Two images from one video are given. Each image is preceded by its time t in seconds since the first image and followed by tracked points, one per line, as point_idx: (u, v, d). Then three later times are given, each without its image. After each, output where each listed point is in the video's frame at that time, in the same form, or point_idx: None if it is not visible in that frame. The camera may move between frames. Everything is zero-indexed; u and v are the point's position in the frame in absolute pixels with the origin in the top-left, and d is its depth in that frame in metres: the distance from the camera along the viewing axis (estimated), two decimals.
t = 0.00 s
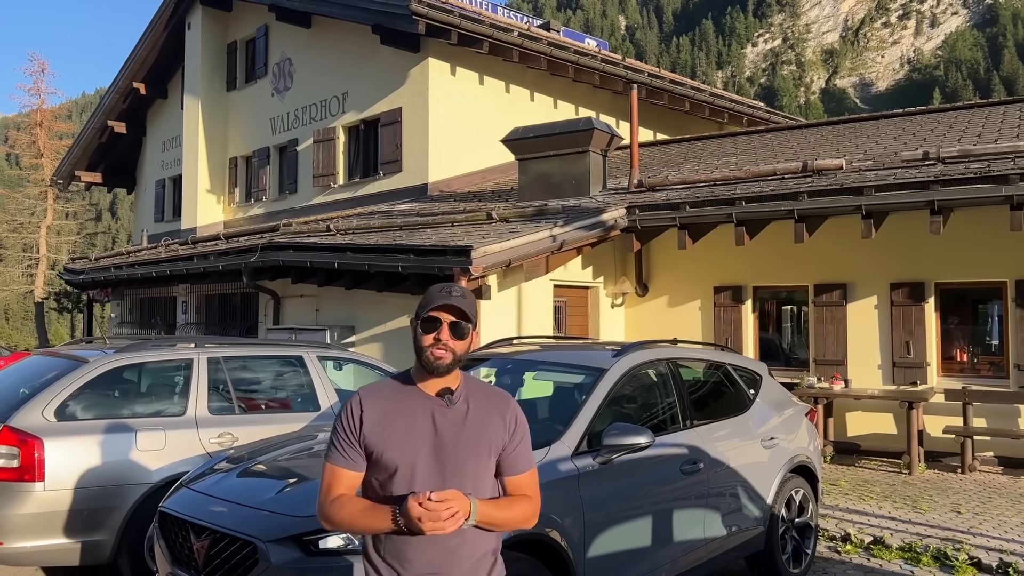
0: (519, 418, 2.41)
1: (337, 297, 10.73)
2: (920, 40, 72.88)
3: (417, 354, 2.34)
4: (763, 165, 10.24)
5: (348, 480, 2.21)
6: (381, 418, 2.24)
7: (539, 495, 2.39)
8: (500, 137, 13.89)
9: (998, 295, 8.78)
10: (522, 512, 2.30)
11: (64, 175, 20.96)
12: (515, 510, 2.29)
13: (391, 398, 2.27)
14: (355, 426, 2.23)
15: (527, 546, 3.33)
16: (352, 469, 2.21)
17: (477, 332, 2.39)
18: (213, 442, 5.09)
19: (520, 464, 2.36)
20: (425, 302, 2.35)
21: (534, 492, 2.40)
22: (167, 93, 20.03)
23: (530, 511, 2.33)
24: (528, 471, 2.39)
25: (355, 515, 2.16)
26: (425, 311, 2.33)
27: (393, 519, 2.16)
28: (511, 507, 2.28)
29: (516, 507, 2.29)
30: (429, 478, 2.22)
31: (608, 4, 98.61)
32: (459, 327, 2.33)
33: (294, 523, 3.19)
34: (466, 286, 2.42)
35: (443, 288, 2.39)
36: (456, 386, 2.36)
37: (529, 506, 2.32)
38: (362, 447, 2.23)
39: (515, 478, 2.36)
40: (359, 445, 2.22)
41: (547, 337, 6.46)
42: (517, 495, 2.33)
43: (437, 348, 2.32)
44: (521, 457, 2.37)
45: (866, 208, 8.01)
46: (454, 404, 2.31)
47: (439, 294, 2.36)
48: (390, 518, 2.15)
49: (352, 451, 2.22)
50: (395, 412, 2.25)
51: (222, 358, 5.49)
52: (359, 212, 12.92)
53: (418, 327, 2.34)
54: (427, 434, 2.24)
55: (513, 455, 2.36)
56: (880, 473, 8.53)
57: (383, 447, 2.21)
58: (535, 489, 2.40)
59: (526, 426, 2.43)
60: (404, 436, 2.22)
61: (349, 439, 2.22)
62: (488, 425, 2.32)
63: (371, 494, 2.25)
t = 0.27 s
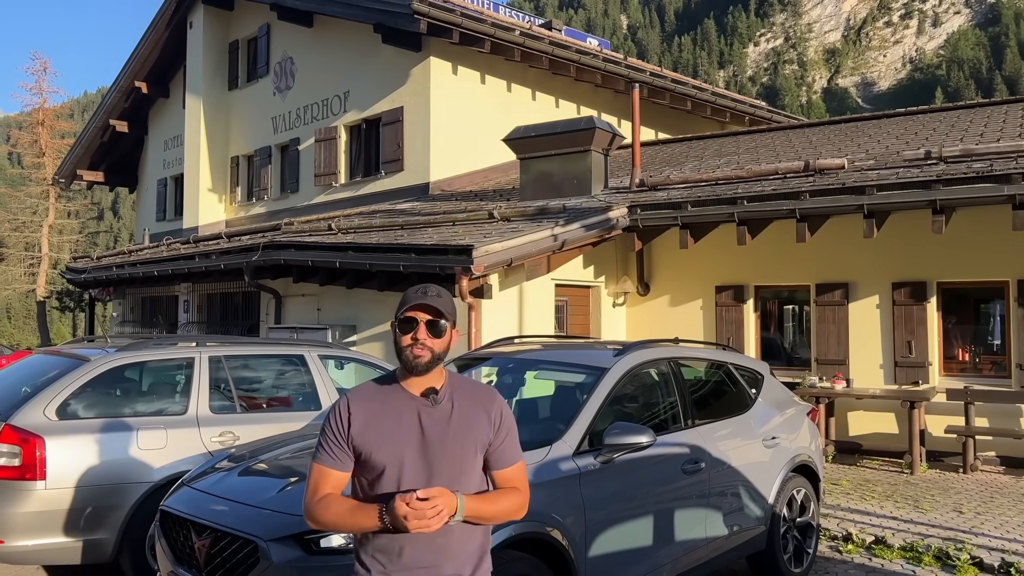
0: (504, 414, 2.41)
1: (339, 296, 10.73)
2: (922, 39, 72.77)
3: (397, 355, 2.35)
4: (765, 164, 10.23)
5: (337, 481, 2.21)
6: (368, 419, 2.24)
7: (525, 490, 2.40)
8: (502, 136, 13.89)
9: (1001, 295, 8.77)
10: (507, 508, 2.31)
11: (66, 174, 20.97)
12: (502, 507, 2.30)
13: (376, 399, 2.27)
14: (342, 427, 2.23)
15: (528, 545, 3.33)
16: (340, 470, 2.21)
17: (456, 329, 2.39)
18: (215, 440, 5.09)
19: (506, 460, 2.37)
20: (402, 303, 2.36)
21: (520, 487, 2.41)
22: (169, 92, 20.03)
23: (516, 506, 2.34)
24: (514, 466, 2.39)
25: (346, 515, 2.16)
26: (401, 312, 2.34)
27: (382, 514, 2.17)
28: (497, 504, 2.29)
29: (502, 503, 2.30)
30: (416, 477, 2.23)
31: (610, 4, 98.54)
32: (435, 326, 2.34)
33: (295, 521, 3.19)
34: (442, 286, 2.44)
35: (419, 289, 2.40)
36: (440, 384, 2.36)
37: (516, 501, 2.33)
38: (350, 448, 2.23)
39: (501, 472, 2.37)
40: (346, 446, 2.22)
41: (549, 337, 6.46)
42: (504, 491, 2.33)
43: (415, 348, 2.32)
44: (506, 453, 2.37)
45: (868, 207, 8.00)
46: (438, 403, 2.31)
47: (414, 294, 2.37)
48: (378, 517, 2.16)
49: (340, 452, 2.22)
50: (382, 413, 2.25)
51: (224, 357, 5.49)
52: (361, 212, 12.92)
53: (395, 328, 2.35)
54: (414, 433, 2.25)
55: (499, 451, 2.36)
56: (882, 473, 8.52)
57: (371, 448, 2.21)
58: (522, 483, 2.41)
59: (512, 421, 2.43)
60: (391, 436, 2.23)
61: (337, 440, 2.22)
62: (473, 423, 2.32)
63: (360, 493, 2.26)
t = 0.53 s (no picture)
0: (499, 408, 2.41)
1: (340, 296, 10.74)
2: (924, 39, 72.68)
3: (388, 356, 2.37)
4: (766, 164, 10.22)
5: (337, 482, 2.22)
6: (364, 419, 2.24)
7: (520, 483, 2.41)
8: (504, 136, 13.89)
9: (1002, 295, 8.77)
10: (504, 501, 2.32)
11: (68, 173, 20.99)
12: (498, 501, 2.30)
13: (372, 399, 2.28)
14: (339, 427, 2.24)
15: (529, 544, 3.33)
16: (339, 470, 2.22)
17: (444, 326, 2.40)
18: (216, 439, 5.09)
19: (501, 454, 2.37)
20: (388, 304, 2.38)
21: (516, 481, 2.41)
22: (170, 91, 20.03)
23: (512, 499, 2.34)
24: (509, 460, 2.40)
25: (346, 514, 2.17)
26: (386, 314, 2.37)
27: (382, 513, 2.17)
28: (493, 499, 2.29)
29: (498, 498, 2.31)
30: (413, 476, 2.23)
31: (612, 3, 98.51)
32: (421, 325, 2.35)
33: (297, 521, 3.19)
34: (427, 286, 2.45)
35: (404, 290, 2.41)
36: (434, 382, 2.36)
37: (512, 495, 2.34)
38: (348, 447, 2.23)
39: (497, 467, 2.37)
40: (344, 446, 2.23)
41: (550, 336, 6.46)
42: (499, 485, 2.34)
43: (404, 348, 2.33)
44: (501, 448, 2.38)
45: (870, 207, 7.98)
46: (433, 401, 2.31)
47: (399, 295, 2.39)
48: (379, 515, 2.16)
49: (338, 452, 2.23)
50: (378, 413, 2.26)
51: (225, 356, 5.49)
52: (362, 211, 12.92)
53: (384, 330, 2.37)
54: (411, 432, 2.25)
55: (494, 445, 2.37)
56: (883, 473, 8.52)
57: (369, 448, 2.22)
58: (517, 476, 2.41)
59: (507, 415, 2.44)
60: (388, 436, 2.23)
61: (335, 440, 2.23)
62: (468, 419, 2.32)
63: (361, 492, 2.27)
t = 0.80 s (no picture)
0: (498, 404, 2.42)
1: (341, 296, 10.74)
2: (925, 40, 72.63)
3: (386, 355, 2.38)
4: (768, 165, 10.22)
5: (339, 479, 2.22)
6: (365, 416, 2.25)
7: (523, 476, 2.41)
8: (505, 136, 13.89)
9: (1004, 295, 8.76)
10: (505, 494, 2.31)
11: (69, 173, 21.01)
12: (499, 493, 2.30)
13: (373, 396, 2.29)
14: (341, 425, 2.25)
15: (529, 544, 3.33)
16: (341, 466, 2.22)
17: (440, 323, 2.42)
18: (218, 439, 5.09)
19: (501, 448, 2.38)
20: (384, 303, 2.40)
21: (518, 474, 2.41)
22: (172, 91, 20.04)
23: (514, 492, 2.34)
24: (509, 454, 2.40)
25: (347, 507, 2.15)
26: (384, 312, 2.38)
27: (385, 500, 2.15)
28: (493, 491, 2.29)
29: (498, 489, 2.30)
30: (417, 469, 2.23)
31: (613, 4, 98.53)
32: (418, 322, 2.37)
33: (298, 521, 3.19)
34: (421, 284, 2.46)
35: (399, 289, 2.43)
36: (433, 378, 2.37)
37: (513, 488, 2.34)
38: (350, 444, 2.24)
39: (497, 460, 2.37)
40: (346, 442, 2.23)
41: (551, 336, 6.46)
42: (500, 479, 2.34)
43: (402, 345, 2.34)
44: (502, 442, 2.38)
45: (871, 208, 7.97)
46: (433, 396, 2.32)
47: (395, 294, 2.40)
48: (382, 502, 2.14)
49: (340, 449, 2.23)
50: (379, 408, 2.26)
51: (227, 356, 5.49)
52: (363, 211, 12.93)
53: (382, 330, 2.38)
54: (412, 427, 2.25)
55: (493, 439, 2.37)
56: (884, 473, 8.51)
57: (371, 444, 2.22)
58: (519, 470, 2.41)
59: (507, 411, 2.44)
60: (390, 431, 2.23)
61: (337, 438, 2.23)
62: (469, 414, 2.32)
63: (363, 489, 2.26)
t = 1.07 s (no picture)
0: (501, 402, 2.42)
1: (342, 296, 10.75)
2: (927, 41, 72.60)
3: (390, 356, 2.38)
4: (769, 166, 10.21)
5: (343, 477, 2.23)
6: (369, 415, 2.25)
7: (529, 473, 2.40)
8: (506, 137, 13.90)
9: (1004, 297, 8.75)
10: (511, 489, 2.31)
11: (71, 173, 21.04)
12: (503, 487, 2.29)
13: (377, 396, 2.29)
14: (345, 425, 2.26)
15: (530, 545, 3.33)
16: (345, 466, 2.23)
17: (443, 324, 2.41)
18: (218, 440, 5.09)
19: (505, 446, 2.37)
20: (388, 305, 2.40)
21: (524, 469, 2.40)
22: (173, 91, 20.06)
23: (520, 489, 2.33)
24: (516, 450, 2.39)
25: (348, 503, 2.16)
26: (389, 315, 2.37)
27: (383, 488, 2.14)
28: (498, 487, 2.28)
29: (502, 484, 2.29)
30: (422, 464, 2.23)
31: (614, 5, 98.55)
32: (422, 324, 2.35)
33: (298, 521, 3.19)
34: (425, 286, 2.46)
35: (402, 291, 2.42)
36: (437, 378, 2.37)
37: (518, 483, 2.33)
38: (354, 444, 2.24)
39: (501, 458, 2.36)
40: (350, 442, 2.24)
41: (551, 337, 6.45)
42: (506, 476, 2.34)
43: (405, 347, 2.33)
44: (506, 439, 2.38)
45: (872, 209, 7.96)
46: (437, 395, 2.32)
47: (399, 296, 2.40)
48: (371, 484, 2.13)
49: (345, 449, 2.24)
50: (383, 406, 2.27)
51: (227, 357, 5.50)
52: (364, 212, 12.93)
53: (386, 332, 2.38)
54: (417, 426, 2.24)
55: (499, 435, 2.37)
56: (884, 475, 8.51)
57: (375, 441, 2.22)
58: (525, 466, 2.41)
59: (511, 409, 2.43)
60: (394, 429, 2.24)
61: (341, 438, 2.25)
62: (473, 411, 2.32)
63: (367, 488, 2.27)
